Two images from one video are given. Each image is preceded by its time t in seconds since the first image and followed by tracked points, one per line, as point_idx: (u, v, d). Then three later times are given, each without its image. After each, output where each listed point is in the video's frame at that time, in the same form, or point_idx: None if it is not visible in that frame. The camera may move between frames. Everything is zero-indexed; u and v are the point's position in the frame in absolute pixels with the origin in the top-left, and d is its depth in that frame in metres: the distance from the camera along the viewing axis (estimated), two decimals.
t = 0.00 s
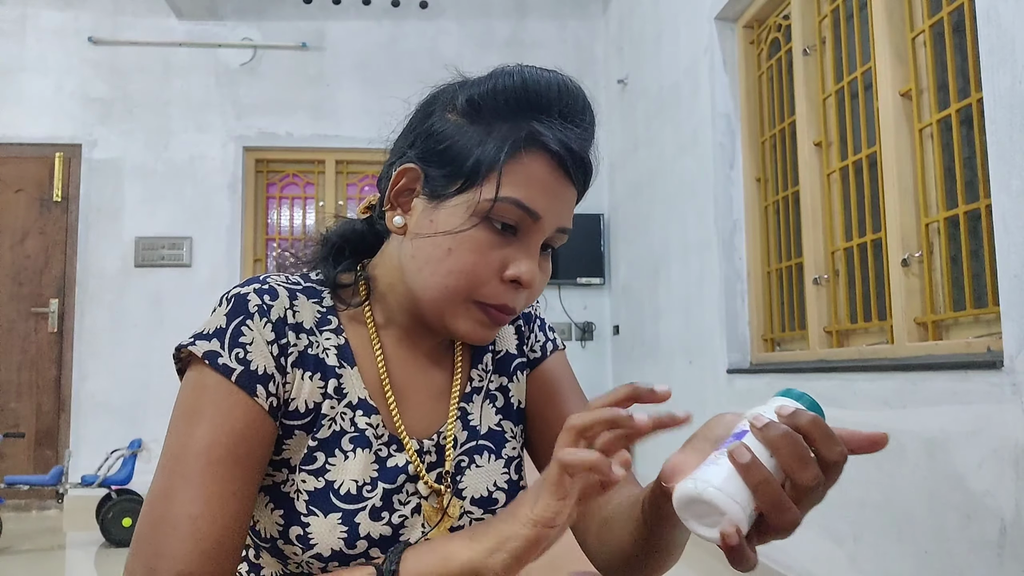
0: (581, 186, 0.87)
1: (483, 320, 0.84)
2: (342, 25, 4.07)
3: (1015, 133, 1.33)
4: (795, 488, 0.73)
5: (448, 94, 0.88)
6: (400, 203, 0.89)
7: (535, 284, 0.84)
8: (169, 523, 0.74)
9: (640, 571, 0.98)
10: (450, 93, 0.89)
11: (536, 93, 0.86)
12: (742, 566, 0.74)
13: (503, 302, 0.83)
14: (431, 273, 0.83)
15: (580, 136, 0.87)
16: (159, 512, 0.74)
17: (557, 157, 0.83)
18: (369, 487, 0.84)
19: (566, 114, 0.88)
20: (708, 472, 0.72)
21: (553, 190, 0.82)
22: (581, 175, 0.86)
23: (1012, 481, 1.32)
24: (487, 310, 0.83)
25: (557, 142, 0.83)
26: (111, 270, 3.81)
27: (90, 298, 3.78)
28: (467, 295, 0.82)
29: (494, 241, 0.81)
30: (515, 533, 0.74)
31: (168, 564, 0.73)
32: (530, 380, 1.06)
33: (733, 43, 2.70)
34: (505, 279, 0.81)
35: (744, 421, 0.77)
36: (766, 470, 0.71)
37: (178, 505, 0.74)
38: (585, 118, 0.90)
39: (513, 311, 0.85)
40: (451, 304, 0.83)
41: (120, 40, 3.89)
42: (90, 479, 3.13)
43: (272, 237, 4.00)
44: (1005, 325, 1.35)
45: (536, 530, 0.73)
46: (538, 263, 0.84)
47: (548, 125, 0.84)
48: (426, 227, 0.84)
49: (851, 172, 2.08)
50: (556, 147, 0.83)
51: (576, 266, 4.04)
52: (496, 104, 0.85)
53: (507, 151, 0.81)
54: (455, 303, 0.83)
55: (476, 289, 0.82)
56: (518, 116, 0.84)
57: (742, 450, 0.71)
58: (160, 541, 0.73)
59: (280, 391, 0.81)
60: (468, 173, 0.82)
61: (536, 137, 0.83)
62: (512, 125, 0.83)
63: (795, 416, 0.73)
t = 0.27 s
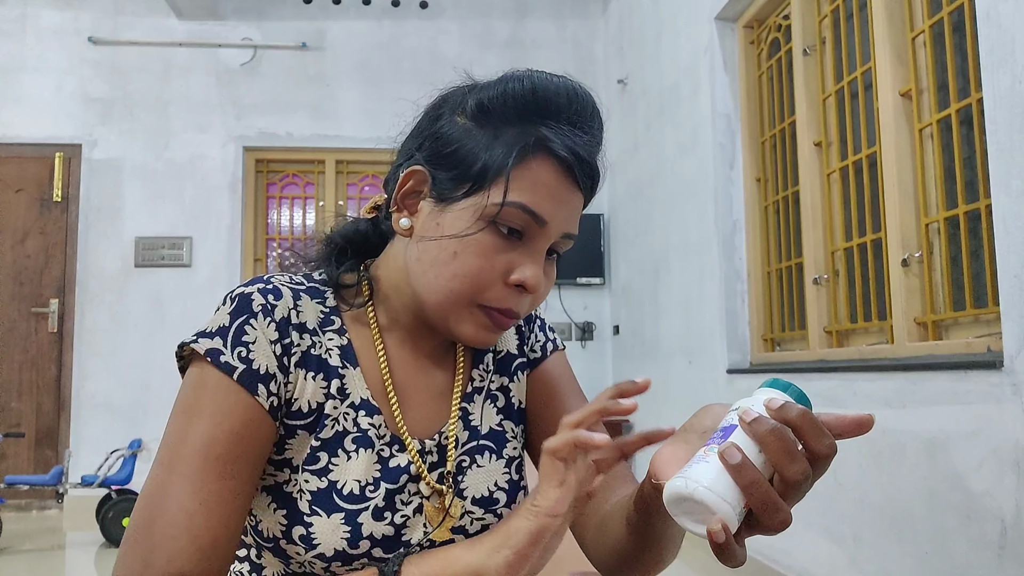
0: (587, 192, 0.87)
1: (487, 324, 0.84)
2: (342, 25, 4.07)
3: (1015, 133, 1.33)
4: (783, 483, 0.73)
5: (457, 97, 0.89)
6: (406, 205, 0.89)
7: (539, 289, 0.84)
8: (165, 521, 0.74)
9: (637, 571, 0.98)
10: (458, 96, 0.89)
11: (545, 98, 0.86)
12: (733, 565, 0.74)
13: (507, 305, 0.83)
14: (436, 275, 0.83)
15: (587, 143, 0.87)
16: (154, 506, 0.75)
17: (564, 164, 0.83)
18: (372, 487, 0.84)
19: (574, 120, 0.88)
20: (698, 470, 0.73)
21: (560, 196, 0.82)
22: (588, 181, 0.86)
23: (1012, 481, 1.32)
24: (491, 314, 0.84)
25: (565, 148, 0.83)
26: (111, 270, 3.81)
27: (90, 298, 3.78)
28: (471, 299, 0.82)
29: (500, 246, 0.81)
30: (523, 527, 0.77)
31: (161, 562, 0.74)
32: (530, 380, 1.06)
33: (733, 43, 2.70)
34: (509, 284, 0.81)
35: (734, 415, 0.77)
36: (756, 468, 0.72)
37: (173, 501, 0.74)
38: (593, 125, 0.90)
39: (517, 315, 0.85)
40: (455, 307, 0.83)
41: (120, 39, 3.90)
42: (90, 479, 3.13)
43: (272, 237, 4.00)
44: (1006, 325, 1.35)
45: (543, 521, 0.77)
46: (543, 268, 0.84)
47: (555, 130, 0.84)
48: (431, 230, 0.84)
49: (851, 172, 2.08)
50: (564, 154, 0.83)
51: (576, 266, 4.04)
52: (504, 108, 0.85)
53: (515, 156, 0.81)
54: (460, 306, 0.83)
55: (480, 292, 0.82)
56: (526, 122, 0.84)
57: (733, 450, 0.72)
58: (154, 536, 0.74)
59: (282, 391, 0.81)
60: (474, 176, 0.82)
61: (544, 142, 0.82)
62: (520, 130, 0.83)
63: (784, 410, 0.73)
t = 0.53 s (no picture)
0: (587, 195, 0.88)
1: (487, 325, 0.84)
2: (341, 25, 4.07)
3: (1015, 134, 1.33)
4: (771, 481, 0.73)
5: (460, 99, 0.89)
6: (407, 206, 0.89)
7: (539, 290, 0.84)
8: (162, 511, 0.73)
9: (633, 570, 0.99)
10: (461, 97, 0.89)
11: (547, 101, 0.86)
12: (724, 562, 0.75)
13: (507, 307, 0.83)
14: (436, 276, 0.83)
15: (588, 146, 0.87)
16: (148, 500, 0.73)
17: (565, 167, 0.83)
18: (372, 484, 0.84)
19: (576, 122, 0.88)
20: (686, 470, 0.73)
21: (560, 198, 0.83)
22: (588, 184, 0.87)
23: (1012, 481, 1.32)
24: (491, 315, 0.84)
25: (566, 151, 0.83)
26: (111, 269, 3.81)
27: (90, 298, 3.78)
28: (471, 300, 0.83)
29: (500, 247, 0.81)
30: (523, 521, 0.77)
31: (158, 552, 0.72)
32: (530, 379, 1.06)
33: (733, 43, 2.70)
34: (509, 285, 0.82)
35: (723, 412, 0.77)
36: (745, 467, 0.72)
37: (167, 495, 0.73)
38: (594, 128, 0.91)
39: (516, 317, 0.85)
40: (455, 309, 0.83)
41: (120, 39, 3.89)
42: (90, 479, 3.14)
43: (272, 238, 4.00)
44: (1006, 325, 1.35)
45: (544, 516, 0.77)
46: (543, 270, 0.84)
47: (557, 132, 0.84)
48: (433, 230, 0.84)
49: (852, 172, 2.09)
50: (565, 157, 0.83)
51: (576, 266, 4.04)
52: (506, 111, 0.85)
53: (516, 158, 0.81)
54: (460, 307, 0.83)
55: (480, 294, 0.82)
56: (529, 124, 0.84)
57: (723, 450, 0.71)
58: (147, 531, 0.73)
59: (282, 388, 0.81)
60: (476, 178, 0.82)
61: (546, 145, 0.83)
62: (521, 131, 0.83)
63: (773, 406, 0.74)
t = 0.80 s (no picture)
0: (588, 198, 0.88)
1: (487, 327, 0.84)
2: (341, 25, 4.07)
3: (1015, 134, 1.33)
4: (765, 487, 0.73)
5: (461, 100, 0.89)
6: (409, 207, 0.89)
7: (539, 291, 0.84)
8: (160, 505, 0.72)
9: (629, 571, 0.99)
10: (463, 98, 0.89)
11: (548, 103, 0.86)
12: (718, 567, 0.76)
13: (507, 308, 0.83)
14: (437, 278, 0.83)
15: (590, 148, 0.87)
16: (145, 495, 0.73)
17: (566, 169, 0.83)
18: (374, 483, 0.84)
19: (578, 124, 0.88)
20: (680, 478, 0.73)
21: (561, 200, 0.82)
22: (589, 186, 0.87)
23: (1012, 482, 1.32)
24: (491, 316, 0.84)
25: (568, 154, 0.83)
26: (111, 269, 3.81)
27: (90, 298, 3.78)
28: (472, 302, 0.83)
29: (500, 248, 0.81)
30: (516, 518, 0.77)
31: (153, 548, 0.72)
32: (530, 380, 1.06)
33: (733, 43, 2.70)
34: (510, 286, 0.82)
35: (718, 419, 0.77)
36: (739, 476, 0.72)
37: (164, 490, 0.73)
38: (596, 130, 0.90)
39: (517, 318, 0.85)
40: (455, 310, 0.83)
41: (120, 39, 3.89)
42: (90, 479, 3.14)
43: (272, 237, 4.00)
44: (1006, 325, 1.35)
45: (537, 511, 0.77)
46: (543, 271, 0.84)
47: (558, 134, 0.84)
48: (434, 232, 0.84)
49: (852, 172, 2.09)
50: (566, 159, 0.83)
51: (576, 266, 4.04)
52: (508, 112, 0.85)
53: (517, 159, 0.81)
54: (461, 308, 0.83)
55: (481, 295, 0.82)
56: (530, 126, 0.84)
57: (716, 458, 0.72)
58: (142, 525, 0.72)
59: (283, 387, 0.81)
60: (477, 179, 0.82)
61: (548, 147, 0.82)
62: (523, 133, 0.83)
63: (767, 413, 0.73)
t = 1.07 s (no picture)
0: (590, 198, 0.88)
1: (488, 327, 0.85)
2: (341, 25, 4.07)
3: (1015, 134, 1.33)
4: (765, 482, 0.74)
5: (462, 101, 0.89)
6: (410, 207, 0.89)
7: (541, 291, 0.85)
8: (157, 501, 0.72)
9: (634, 570, 0.99)
10: (464, 98, 0.89)
11: (549, 103, 0.86)
12: (720, 562, 0.76)
13: (509, 308, 0.83)
14: (439, 279, 0.83)
15: (590, 148, 0.87)
16: (143, 492, 0.73)
17: (567, 170, 0.83)
18: (377, 481, 0.84)
19: (578, 125, 0.88)
20: (681, 475, 0.73)
21: (562, 201, 0.83)
22: (591, 187, 0.87)
23: (1012, 482, 1.32)
24: (492, 317, 0.84)
25: (569, 154, 0.83)
26: (111, 269, 3.81)
27: (90, 298, 3.78)
28: (473, 302, 0.83)
29: (502, 248, 0.81)
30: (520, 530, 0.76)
31: (151, 544, 0.71)
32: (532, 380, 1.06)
33: (733, 43, 2.70)
34: (511, 286, 0.82)
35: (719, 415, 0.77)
36: (738, 472, 0.72)
37: (163, 487, 0.72)
38: (596, 130, 0.90)
39: (518, 318, 0.85)
40: (457, 311, 0.83)
41: (119, 39, 3.89)
42: (90, 479, 3.14)
43: (272, 237, 4.00)
44: (1006, 325, 1.35)
45: (542, 522, 0.76)
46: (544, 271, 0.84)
47: (560, 134, 0.84)
48: (436, 232, 0.84)
49: (851, 172, 2.09)
50: (568, 159, 0.83)
51: (576, 266, 4.04)
52: (508, 112, 0.85)
53: (519, 159, 0.81)
54: (462, 309, 0.83)
55: (482, 295, 0.82)
56: (531, 126, 0.84)
57: (716, 455, 0.72)
58: (140, 521, 0.72)
59: (283, 385, 0.81)
60: (478, 179, 0.82)
61: (549, 148, 0.83)
62: (524, 133, 0.83)
63: (765, 409, 0.73)
